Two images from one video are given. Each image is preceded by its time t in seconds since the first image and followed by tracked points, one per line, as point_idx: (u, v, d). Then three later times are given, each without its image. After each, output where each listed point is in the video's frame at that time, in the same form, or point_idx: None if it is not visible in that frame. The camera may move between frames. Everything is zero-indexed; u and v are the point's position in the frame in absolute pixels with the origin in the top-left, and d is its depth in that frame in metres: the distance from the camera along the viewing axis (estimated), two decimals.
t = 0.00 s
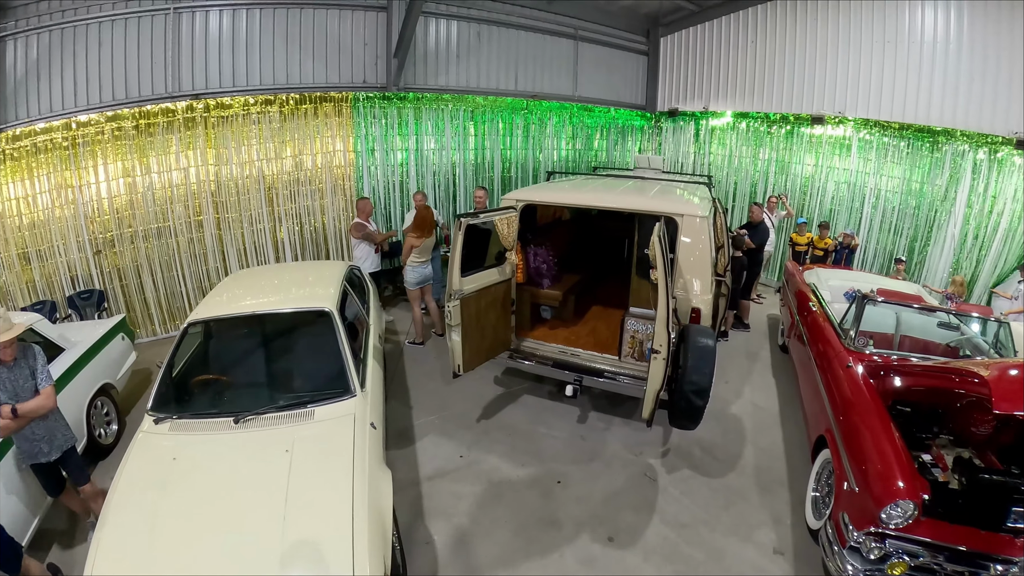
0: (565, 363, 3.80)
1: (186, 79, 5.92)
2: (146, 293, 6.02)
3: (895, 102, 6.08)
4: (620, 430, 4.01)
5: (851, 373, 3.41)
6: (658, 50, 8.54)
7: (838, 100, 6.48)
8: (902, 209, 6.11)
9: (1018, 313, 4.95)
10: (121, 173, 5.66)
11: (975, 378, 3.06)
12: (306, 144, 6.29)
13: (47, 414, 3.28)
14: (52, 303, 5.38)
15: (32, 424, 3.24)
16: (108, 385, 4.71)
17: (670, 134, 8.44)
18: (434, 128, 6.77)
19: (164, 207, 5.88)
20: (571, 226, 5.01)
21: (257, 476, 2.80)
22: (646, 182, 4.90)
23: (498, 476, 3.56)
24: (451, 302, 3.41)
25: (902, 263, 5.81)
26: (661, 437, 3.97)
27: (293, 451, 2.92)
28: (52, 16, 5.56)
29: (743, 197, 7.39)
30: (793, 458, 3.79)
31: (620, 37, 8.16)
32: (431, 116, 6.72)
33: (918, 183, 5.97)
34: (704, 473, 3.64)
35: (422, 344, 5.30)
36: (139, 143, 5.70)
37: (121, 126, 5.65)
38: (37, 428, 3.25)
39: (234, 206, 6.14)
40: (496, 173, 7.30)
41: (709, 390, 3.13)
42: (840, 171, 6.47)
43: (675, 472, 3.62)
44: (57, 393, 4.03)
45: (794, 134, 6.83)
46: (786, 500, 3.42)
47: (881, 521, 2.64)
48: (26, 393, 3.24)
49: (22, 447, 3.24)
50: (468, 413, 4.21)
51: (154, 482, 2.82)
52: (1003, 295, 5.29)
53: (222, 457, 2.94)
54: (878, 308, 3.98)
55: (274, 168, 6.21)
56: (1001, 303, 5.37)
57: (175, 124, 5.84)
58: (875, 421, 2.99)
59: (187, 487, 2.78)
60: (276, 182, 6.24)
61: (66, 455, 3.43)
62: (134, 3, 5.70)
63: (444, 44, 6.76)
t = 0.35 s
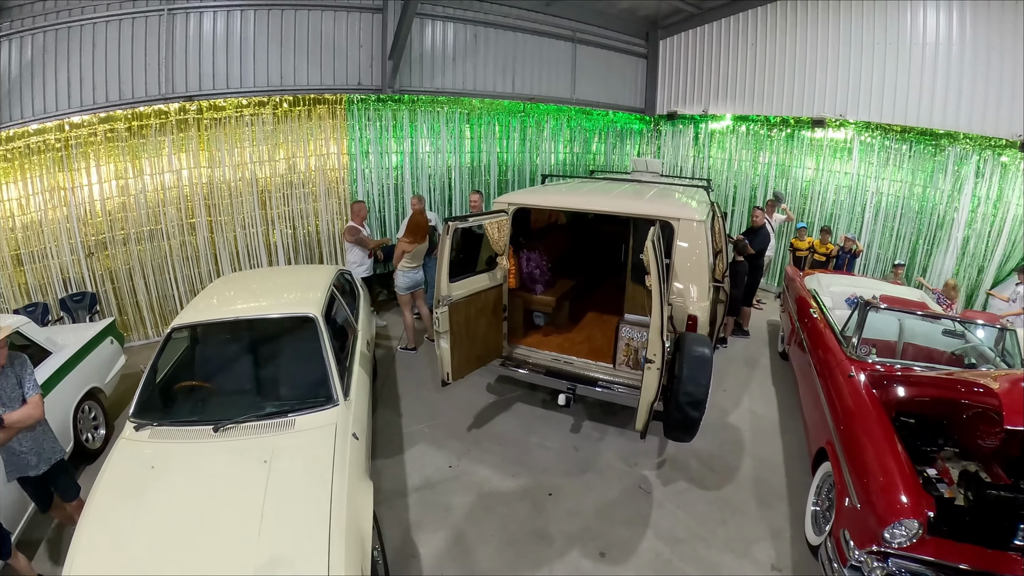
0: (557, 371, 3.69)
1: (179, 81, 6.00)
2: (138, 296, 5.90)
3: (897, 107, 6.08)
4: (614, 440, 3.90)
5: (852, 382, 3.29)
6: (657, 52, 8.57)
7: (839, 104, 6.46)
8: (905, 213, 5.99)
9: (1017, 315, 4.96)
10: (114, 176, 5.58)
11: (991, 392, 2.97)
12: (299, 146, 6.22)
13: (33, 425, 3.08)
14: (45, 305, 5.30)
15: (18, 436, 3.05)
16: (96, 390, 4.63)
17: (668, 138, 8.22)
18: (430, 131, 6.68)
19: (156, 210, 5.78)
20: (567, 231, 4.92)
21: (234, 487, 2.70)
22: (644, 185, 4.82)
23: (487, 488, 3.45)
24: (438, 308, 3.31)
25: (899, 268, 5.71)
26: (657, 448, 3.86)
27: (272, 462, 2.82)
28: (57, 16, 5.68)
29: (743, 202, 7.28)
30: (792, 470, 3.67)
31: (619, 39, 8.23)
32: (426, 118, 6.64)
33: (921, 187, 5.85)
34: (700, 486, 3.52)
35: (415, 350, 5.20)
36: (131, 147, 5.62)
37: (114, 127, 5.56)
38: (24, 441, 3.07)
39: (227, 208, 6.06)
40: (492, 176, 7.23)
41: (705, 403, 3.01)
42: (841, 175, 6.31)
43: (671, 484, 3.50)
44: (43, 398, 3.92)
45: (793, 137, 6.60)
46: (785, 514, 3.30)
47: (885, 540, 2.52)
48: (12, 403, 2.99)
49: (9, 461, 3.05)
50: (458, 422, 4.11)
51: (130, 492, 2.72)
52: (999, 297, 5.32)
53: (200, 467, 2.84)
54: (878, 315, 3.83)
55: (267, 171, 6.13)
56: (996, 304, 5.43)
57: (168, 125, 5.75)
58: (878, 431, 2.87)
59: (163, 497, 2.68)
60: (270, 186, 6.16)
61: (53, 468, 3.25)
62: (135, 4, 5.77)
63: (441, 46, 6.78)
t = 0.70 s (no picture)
0: (545, 378, 3.56)
1: (168, 82, 5.90)
2: (127, 300, 5.76)
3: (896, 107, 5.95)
4: (604, 449, 3.77)
5: (851, 390, 3.16)
6: (652, 55, 8.55)
7: (837, 105, 6.36)
8: (904, 217, 5.88)
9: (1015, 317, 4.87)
10: (102, 178, 5.45)
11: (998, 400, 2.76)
12: (289, 148, 6.12)
13: (19, 428, 3.03)
14: (33, 308, 5.14)
15: (5, 440, 2.99)
16: (79, 393, 4.46)
17: (665, 141, 8.19)
18: (422, 133, 6.60)
19: (144, 212, 5.65)
20: (558, 233, 4.82)
21: (202, 498, 2.57)
22: (636, 186, 4.72)
23: (471, 499, 3.31)
24: (421, 313, 3.19)
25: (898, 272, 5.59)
26: (649, 457, 3.73)
27: (242, 471, 2.70)
28: (49, 16, 5.59)
29: (740, 206, 7.19)
30: (789, 481, 3.54)
31: (615, 42, 8.19)
32: (418, 121, 6.55)
33: (921, 190, 5.75)
34: (693, 497, 3.38)
35: (404, 355, 5.09)
36: (120, 148, 5.49)
37: (103, 129, 5.42)
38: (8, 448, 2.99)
39: (216, 211, 5.95)
40: (485, 179, 7.14)
41: (696, 412, 2.88)
42: (839, 178, 6.23)
43: (662, 495, 3.37)
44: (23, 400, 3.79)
45: (791, 139, 6.53)
46: (781, 527, 3.16)
47: (887, 561, 2.36)
48: None
49: None
50: (444, 429, 3.99)
51: (98, 500, 2.60)
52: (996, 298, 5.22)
53: (168, 476, 2.71)
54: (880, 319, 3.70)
55: (256, 173, 6.03)
56: (993, 305, 5.33)
57: (157, 127, 5.63)
58: (879, 445, 2.73)
59: (129, 507, 2.55)
60: (259, 188, 6.06)
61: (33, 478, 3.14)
62: (126, 4, 5.69)
63: (433, 49, 6.70)
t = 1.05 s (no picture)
0: (535, 388, 3.42)
1: (156, 83, 5.78)
2: (112, 305, 5.59)
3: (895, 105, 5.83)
4: (597, 461, 3.63)
5: (854, 399, 3.03)
6: (647, 58, 8.49)
7: (834, 107, 6.27)
8: (905, 221, 5.77)
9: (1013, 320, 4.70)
10: (87, 180, 5.30)
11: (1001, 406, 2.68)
12: (277, 150, 5.99)
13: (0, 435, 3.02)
14: (17, 313, 4.97)
15: None
16: (60, 399, 4.24)
17: (660, 143, 8.04)
18: (412, 135, 6.48)
19: (130, 215, 5.49)
20: (549, 237, 4.71)
21: (168, 516, 2.43)
22: (630, 189, 4.61)
23: (457, 514, 3.16)
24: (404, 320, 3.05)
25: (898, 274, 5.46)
26: (643, 470, 3.59)
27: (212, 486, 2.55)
28: (37, 16, 5.55)
29: (737, 210, 7.11)
30: (789, 494, 3.40)
31: (610, 44, 8.13)
32: (407, 122, 6.42)
33: (920, 194, 5.64)
34: (688, 511, 3.24)
35: (392, 363, 4.94)
36: (105, 150, 5.34)
37: (89, 130, 5.28)
38: None
39: (203, 214, 5.80)
40: (477, 182, 7.02)
41: (692, 425, 2.75)
42: (836, 181, 6.16)
43: (657, 510, 3.22)
44: None
45: (787, 142, 6.47)
46: (781, 544, 3.02)
47: None
48: None
49: None
50: (431, 440, 3.84)
51: (63, 516, 2.47)
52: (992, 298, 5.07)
53: (135, 490, 2.57)
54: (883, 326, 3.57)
55: (244, 176, 5.89)
56: (989, 305, 5.19)
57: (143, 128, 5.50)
58: (885, 457, 2.60)
59: (94, 524, 2.42)
60: (246, 191, 5.92)
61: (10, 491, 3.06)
62: (115, 3, 5.61)
63: (425, 51, 6.60)
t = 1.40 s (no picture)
0: (525, 399, 3.26)
1: (140, 84, 5.62)
2: (96, 311, 5.37)
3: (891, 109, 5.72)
4: (590, 475, 3.48)
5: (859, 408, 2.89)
6: (640, 59, 8.39)
7: (830, 108, 6.19)
8: (903, 223, 5.75)
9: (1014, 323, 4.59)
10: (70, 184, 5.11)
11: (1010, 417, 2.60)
12: (263, 152, 5.83)
13: None
14: None
15: None
16: (38, 409, 3.98)
17: (653, 146, 8.06)
18: (401, 137, 6.34)
19: (113, 219, 5.29)
20: (540, 240, 4.61)
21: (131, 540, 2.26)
22: (623, 191, 4.48)
23: (443, 532, 3.00)
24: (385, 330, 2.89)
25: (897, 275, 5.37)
26: (638, 485, 3.44)
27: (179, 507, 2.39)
28: (22, 15, 5.31)
29: (733, 213, 7.05)
30: (790, 509, 3.26)
31: (603, 45, 8.03)
32: (396, 124, 6.28)
33: (918, 195, 5.64)
34: (686, 528, 3.09)
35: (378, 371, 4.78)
36: (88, 153, 5.16)
37: (72, 132, 5.10)
38: None
39: (187, 219, 5.63)
40: (468, 185, 6.88)
41: (690, 442, 2.60)
42: (834, 184, 6.14)
43: (653, 527, 3.07)
44: None
45: (784, 144, 6.49)
46: (783, 562, 2.88)
47: None
48: None
49: None
50: (417, 453, 3.68)
51: (24, 538, 2.31)
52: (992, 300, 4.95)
53: (99, 511, 2.40)
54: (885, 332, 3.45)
55: (228, 179, 5.73)
56: (988, 307, 5.09)
57: (127, 130, 5.33)
58: (893, 470, 2.46)
59: (53, 547, 2.25)
60: (231, 194, 5.76)
61: None
62: (97, 3, 5.42)
63: (414, 51, 6.48)
